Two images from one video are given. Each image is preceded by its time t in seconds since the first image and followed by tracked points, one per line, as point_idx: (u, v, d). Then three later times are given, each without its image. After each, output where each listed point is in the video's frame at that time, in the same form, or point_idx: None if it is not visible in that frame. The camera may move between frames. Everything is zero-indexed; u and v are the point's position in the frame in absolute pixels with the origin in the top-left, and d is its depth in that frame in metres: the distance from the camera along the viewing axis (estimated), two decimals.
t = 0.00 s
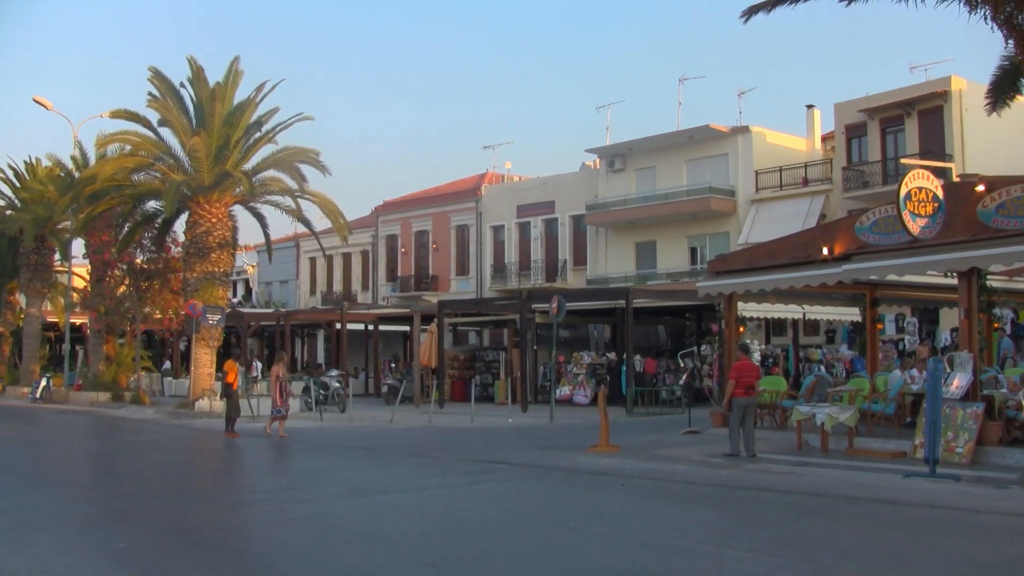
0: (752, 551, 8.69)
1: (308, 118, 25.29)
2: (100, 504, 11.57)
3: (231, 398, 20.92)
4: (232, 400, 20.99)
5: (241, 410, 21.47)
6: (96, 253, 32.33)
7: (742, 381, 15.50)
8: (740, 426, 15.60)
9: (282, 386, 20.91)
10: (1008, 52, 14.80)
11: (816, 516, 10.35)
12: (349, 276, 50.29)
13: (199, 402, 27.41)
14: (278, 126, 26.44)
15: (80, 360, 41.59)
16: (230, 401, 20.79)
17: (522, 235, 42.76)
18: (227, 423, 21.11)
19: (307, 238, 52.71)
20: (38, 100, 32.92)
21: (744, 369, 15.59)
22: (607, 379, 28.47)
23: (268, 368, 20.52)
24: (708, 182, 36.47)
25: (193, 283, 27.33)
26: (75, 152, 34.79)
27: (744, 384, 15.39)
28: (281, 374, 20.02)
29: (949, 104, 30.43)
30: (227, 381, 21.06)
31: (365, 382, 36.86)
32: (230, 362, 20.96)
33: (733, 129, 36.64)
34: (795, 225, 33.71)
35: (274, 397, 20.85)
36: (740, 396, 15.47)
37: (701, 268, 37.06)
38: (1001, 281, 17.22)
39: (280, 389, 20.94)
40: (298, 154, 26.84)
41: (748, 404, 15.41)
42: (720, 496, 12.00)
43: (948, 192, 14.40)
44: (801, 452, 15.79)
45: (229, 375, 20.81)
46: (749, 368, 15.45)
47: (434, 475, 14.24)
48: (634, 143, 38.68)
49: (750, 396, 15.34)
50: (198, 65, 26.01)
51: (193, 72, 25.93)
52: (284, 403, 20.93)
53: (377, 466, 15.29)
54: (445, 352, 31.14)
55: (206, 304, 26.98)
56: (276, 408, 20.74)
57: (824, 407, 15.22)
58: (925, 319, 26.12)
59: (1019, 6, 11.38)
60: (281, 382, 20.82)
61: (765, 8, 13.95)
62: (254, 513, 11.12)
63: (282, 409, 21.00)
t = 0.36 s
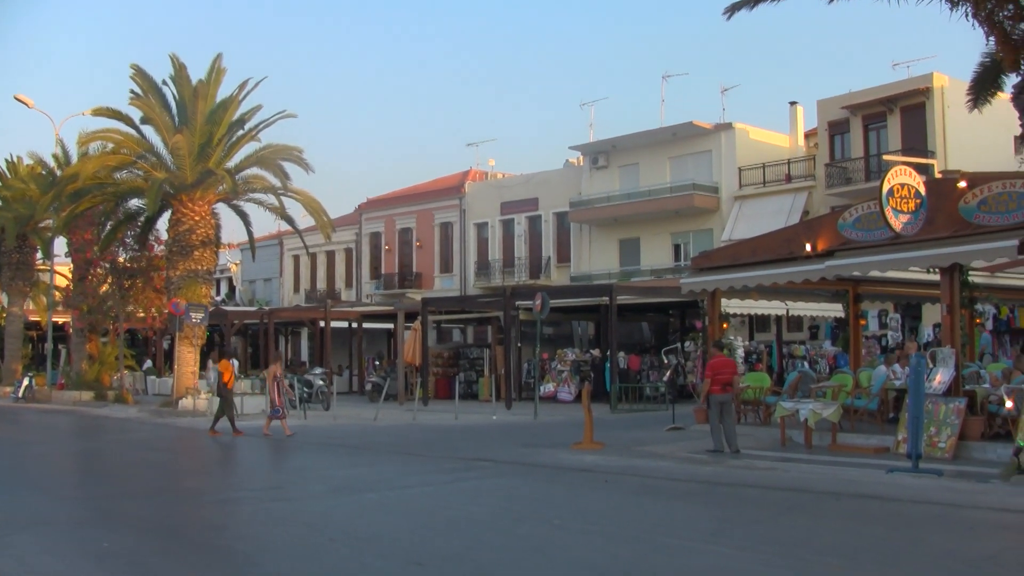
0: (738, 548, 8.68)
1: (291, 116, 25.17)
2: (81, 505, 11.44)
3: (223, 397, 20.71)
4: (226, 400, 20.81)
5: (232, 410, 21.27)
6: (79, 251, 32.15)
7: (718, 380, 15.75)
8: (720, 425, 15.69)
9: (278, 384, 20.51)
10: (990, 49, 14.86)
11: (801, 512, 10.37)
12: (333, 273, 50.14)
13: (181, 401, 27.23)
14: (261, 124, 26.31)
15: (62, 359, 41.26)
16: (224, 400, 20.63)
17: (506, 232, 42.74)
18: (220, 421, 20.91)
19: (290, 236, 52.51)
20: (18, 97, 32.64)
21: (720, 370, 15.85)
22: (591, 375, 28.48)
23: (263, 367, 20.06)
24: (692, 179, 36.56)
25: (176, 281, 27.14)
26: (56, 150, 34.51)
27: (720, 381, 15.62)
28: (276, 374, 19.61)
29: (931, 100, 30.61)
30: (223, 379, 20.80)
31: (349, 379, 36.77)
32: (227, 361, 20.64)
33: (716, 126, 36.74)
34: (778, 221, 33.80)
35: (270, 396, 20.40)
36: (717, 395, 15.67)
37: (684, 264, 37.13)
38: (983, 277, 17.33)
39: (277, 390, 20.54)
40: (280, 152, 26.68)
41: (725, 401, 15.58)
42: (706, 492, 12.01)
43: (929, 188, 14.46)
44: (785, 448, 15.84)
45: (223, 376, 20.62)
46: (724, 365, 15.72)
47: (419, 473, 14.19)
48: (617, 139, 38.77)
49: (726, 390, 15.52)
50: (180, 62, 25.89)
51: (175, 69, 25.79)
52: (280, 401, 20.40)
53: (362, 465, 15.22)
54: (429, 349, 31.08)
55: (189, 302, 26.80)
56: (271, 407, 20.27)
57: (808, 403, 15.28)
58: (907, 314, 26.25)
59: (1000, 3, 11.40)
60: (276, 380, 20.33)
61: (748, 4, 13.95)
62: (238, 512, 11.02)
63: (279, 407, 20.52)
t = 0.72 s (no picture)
0: (717, 543, 8.68)
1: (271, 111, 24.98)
2: (56, 501, 11.29)
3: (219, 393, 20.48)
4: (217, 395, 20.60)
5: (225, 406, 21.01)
6: (56, 246, 31.28)
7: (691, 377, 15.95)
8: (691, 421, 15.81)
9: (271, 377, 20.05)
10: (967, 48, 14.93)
11: (779, 508, 10.39)
12: (312, 269, 49.87)
13: (160, 397, 26.97)
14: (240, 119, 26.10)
15: (39, 355, 40.80)
16: (216, 396, 20.44)
17: (486, 228, 42.68)
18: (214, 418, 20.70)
19: (269, 232, 52.21)
20: None
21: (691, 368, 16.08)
22: (571, 372, 28.46)
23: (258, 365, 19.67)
24: (671, 176, 36.63)
25: (154, 277, 26.87)
26: (33, 144, 34.10)
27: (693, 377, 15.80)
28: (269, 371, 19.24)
29: (910, 99, 30.82)
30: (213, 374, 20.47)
31: (328, 376, 36.59)
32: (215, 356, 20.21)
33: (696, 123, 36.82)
34: (757, 218, 33.91)
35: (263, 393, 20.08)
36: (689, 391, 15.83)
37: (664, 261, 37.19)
38: (961, 275, 17.46)
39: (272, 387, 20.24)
40: (259, 148, 26.50)
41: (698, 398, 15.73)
42: (684, 489, 12.01)
43: (907, 186, 14.51)
44: (763, 445, 15.88)
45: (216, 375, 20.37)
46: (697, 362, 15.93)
47: (398, 469, 14.12)
48: (597, 136, 38.79)
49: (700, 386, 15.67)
50: (159, 57, 25.63)
51: (154, 64, 25.53)
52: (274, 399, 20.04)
53: (340, 461, 15.13)
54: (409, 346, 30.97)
55: (168, 298, 26.54)
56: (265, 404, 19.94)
57: (787, 400, 15.31)
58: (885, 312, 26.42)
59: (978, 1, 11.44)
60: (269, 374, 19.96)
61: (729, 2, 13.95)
62: (216, 508, 10.91)
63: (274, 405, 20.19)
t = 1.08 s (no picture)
0: (697, 539, 8.67)
1: (252, 106, 24.78)
2: (35, 498, 11.15)
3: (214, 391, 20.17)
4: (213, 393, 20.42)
5: (219, 402, 20.85)
6: (36, 242, 30.99)
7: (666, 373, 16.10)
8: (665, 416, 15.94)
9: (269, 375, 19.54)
10: (949, 45, 14.97)
11: (760, 504, 10.40)
12: (294, 265, 49.65)
13: (141, 393, 26.74)
14: (222, 115, 25.89)
15: (17, 351, 40.39)
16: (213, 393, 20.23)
17: (468, 224, 42.61)
18: (211, 415, 20.56)
19: (251, 228, 51.89)
20: None
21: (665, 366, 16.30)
22: (553, 368, 28.45)
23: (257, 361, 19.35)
24: (653, 172, 36.66)
25: (135, 273, 26.60)
26: (12, 139, 33.73)
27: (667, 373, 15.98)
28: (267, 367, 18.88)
29: (891, 96, 30.96)
30: (213, 372, 20.33)
31: (310, 372, 36.44)
32: (212, 354, 20.05)
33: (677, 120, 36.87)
34: (739, 215, 33.98)
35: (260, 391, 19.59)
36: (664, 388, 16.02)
37: (645, 257, 37.22)
38: (941, 271, 17.53)
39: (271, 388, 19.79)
40: (241, 144, 26.30)
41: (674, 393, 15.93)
42: (666, 485, 12.01)
43: (889, 182, 14.55)
44: (745, 441, 15.89)
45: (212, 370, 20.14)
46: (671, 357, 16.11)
47: (379, 466, 14.04)
48: (579, 132, 38.77)
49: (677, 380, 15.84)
50: (140, 52, 25.41)
51: (134, 59, 25.31)
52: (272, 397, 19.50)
53: (322, 458, 15.04)
54: (391, 342, 30.87)
55: (149, 294, 26.32)
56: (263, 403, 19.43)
57: (768, 396, 15.32)
58: (867, 308, 26.55)
59: None
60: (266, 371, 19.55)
61: None
62: (197, 505, 10.79)
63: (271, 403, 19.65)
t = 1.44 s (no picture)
0: (675, 536, 8.64)
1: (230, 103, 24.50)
2: (8, 496, 10.99)
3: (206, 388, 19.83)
4: (209, 388, 20.18)
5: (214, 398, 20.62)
6: (11, 239, 30.84)
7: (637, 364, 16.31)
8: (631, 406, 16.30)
9: (261, 374, 19.43)
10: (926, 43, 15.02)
11: (737, 500, 10.40)
12: (271, 262, 49.33)
13: (117, 390, 26.44)
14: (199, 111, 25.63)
15: None
16: (206, 389, 20.07)
17: (446, 221, 42.50)
18: (205, 410, 20.37)
19: (228, 224, 51.51)
20: None
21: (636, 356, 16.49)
22: (531, 365, 28.42)
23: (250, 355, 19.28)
24: (632, 169, 36.69)
25: (111, 270, 26.31)
26: None
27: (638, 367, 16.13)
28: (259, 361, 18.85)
29: (868, 93, 31.13)
30: (207, 368, 20.13)
31: (289, 369, 36.25)
32: (204, 348, 19.84)
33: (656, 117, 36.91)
34: (717, 212, 34.07)
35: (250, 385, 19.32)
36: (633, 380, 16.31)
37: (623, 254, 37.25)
38: (918, 268, 17.64)
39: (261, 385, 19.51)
40: (218, 140, 26.04)
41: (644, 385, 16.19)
42: (644, 481, 11.99)
43: (866, 180, 14.59)
44: (723, 437, 15.93)
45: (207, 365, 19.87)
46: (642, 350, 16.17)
47: (357, 463, 13.94)
48: (557, 129, 38.74)
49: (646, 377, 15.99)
50: (116, 47, 25.10)
51: (111, 54, 24.97)
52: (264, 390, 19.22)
53: (300, 455, 14.93)
54: (369, 339, 30.72)
55: (126, 291, 26.03)
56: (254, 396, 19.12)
57: (745, 392, 15.36)
58: (844, 304, 26.69)
59: None
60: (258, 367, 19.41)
61: None
62: (173, 502, 10.67)
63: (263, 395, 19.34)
